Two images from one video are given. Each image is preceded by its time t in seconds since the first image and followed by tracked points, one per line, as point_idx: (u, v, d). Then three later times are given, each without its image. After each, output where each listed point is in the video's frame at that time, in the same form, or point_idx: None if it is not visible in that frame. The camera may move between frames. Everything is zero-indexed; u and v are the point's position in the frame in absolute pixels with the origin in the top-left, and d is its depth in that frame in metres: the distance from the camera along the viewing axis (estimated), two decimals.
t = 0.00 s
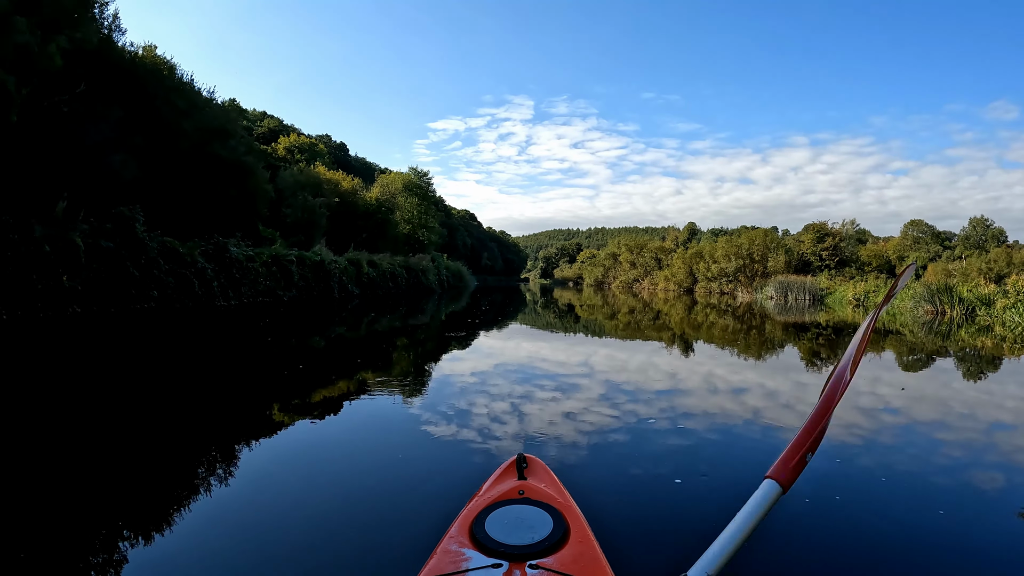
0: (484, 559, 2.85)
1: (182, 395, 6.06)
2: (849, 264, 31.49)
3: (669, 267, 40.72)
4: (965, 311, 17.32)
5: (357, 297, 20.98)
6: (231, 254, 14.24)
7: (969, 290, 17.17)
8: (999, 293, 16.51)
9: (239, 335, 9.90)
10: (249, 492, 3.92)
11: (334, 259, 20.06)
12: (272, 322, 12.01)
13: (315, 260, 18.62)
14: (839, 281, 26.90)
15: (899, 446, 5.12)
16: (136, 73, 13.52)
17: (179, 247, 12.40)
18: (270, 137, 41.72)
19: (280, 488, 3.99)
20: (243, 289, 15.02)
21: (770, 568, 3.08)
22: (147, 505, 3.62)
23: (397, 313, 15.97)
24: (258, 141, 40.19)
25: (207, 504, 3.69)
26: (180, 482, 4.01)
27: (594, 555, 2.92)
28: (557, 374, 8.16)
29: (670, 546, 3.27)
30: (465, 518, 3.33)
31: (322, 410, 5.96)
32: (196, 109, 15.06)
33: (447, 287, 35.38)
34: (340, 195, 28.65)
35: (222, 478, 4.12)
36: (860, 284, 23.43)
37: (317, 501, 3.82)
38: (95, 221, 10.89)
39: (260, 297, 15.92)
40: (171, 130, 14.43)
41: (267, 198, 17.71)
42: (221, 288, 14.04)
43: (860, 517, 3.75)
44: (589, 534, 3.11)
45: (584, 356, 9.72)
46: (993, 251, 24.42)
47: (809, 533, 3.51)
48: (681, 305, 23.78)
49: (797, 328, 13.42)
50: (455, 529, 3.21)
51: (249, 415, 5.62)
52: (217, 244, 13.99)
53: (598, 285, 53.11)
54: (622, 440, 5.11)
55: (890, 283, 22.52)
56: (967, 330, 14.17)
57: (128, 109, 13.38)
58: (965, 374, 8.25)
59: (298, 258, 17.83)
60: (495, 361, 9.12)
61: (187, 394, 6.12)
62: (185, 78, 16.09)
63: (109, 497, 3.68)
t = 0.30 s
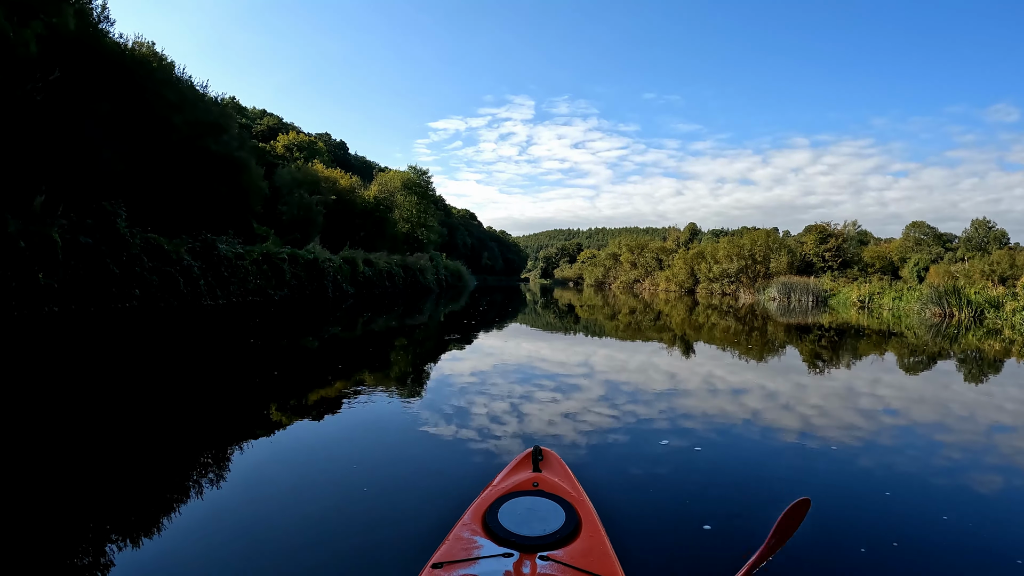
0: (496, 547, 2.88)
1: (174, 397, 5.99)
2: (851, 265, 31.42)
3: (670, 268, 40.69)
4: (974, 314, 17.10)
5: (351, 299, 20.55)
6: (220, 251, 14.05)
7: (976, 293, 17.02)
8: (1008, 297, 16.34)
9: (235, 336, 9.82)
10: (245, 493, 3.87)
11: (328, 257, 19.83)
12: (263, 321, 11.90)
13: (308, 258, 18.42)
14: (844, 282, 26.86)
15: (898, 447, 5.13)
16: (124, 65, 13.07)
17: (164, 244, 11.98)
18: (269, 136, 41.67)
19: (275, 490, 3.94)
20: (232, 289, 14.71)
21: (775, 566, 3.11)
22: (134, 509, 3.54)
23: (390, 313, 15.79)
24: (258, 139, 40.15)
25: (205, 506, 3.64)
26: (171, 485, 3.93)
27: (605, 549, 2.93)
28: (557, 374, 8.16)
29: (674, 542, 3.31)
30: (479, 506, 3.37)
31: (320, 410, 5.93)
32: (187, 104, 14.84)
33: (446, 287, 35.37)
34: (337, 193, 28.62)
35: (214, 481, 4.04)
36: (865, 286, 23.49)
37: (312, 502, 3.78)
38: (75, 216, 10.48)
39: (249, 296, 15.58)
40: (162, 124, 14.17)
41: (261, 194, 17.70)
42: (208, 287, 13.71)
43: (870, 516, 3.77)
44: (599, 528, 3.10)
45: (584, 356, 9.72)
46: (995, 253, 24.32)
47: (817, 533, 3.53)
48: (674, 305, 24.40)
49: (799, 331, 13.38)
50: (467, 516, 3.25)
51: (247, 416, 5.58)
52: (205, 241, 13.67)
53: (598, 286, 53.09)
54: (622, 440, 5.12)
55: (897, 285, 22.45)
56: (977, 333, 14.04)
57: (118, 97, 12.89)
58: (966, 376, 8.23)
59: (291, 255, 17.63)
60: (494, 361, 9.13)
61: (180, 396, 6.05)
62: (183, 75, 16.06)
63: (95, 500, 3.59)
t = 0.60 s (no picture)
0: (506, 556, 2.86)
1: (166, 401, 5.93)
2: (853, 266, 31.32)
3: (670, 269, 40.68)
4: (982, 317, 16.89)
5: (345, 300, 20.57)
6: (209, 250, 13.99)
7: (985, 296, 16.85)
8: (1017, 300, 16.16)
9: (229, 338, 9.76)
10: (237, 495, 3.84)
11: (323, 257, 19.64)
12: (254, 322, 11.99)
13: (302, 257, 18.23)
14: (848, 284, 26.81)
15: (897, 450, 5.11)
16: (117, 61, 12.79)
17: (147, 243, 11.87)
18: (267, 134, 41.67)
19: (268, 491, 3.92)
20: (221, 290, 14.65)
21: (779, 569, 3.10)
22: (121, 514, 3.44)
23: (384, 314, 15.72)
24: (257, 138, 40.16)
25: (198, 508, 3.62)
26: (159, 489, 3.84)
27: (615, 559, 2.90)
28: (557, 374, 8.16)
29: (680, 544, 3.31)
30: (487, 512, 3.37)
31: (318, 411, 5.90)
32: (177, 98, 14.66)
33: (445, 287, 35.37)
34: (335, 191, 28.61)
35: (204, 485, 3.95)
36: (869, 289, 23.47)
37: (307, 503, 3.77)
38: (53, 212, 10.33)
39: (238, 297, 15.45)
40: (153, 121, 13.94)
41: (255, 192, 17.55)
42: (194, 287, 13.60)
43: (875, 519, 3.77)
44: (610, 538, 3.08)
45: (583, 357, 9.71)
46: (997, 255, 24.20)
47: (824, 537, 3.50)
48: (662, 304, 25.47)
49: (801, 333, 13.33)
50: (476, 523, 3.26)
51: (242, 419, 5.54)
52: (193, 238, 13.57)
53: (598, 286, 53.11)
54: (620, 441, 5.11)
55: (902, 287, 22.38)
56: (985, 336, 13.89)
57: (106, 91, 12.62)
58: (967, 379, 8.18)
59: (283, 254, 17.45)
60: (494, 361, 9.13)
61: (172, 401, 5.99)
62: (180, 73, 16.00)
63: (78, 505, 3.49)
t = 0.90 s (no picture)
0: (512, 562, 2.83)
1: (161, 400, 5.86)
2: (855, 267, 31.34)
3: (671, 270, 40.67)
4: (991, 319, 16.83)
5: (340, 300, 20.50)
6: (198, 250, 12.92)
7: (994, 297, 16.74)
8: None
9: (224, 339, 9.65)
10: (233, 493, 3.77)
11: (317, 256, 19.53)
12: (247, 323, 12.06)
13: (296, 257, 18.01)
14: (850, 285, 26.70)
15: (896, 450, 5.11)
16: (96, 51, 12.14)
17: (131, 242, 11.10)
18: (265, 134, 41.62)
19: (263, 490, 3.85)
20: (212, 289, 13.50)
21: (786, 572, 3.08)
22: (108, 520, 3.32)
23: (378, 316, 15.56)
24: (255, 137, 40.08)
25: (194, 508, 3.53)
26: (149, 493, 3.71)
27: (622, 560, 2.90)
28: (555, 375, 8.14)
29: (686, 545, 3.29)
30: (489, 520, 3.32)
31: (316, 412, 5.86)
32: (168, 93, 14.17)
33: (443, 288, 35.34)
34: (333, 190, 28.51)
35: (197, 489, 3.82)
36: (874, 290, 22.94)
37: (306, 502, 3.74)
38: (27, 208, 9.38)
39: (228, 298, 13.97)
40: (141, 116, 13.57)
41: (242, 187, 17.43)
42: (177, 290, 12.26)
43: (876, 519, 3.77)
44: (616, 539, 3.08)
45: (583, 357, 9.69)
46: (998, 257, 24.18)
47: (831, 539, 3.47)
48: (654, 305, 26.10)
49: (802, 334, 13.33)
50: (478, 532, 3.21)
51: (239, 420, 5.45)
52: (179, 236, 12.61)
53: (598, 287, 53.10)
54: (619, 442, 5.09)
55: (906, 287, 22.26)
56: (991, 338, 13.86)
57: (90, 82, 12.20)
58: (968, 380, 8.17)
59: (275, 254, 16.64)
60: (492, 362, 9.10)
61: (165, 399, 5.86)
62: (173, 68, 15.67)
63: (62, 512, 3.34)
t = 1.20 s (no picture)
0: (499, 559, 2.85)
1: (157, 402, 5.85)
2: (859, 267, 31.31)
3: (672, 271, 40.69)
4: (1002, 320, 16.68)
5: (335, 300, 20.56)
6: (183, 250, 13.18)
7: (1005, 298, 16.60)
8: None
9: (219, 341, 9.62)
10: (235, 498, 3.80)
11: (310, 256, 19.50)
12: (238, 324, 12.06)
13: (288, 257, 18.02)
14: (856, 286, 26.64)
15: (895, 450, 5.12)
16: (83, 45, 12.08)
17: (112, 242, 11.01)
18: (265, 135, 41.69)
19: (264, 495, 3.87)
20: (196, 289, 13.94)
21: (777, 568, 3.11)
22: (94, 531, 3.29)
23: (375, 317, 15.52)
24: (254, 136, 40.11)
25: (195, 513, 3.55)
26: (138, 502, 3.68)
27: (609, 553, 2.94)
28: (556, 376, 8.15)
29: (676, 542, 3.33)
30: (473, 518, 3.30)
31: (315, 414, 5.85)
32: (157, 89, 14.14)
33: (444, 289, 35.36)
34: (330, 189, 28.48)
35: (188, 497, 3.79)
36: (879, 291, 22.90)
37: (306, 504, 3.76)
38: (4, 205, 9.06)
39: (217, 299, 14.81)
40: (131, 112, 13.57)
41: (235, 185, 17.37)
42: (165, 289, 12.85)
43: (866, 516, 3.82)
44: (600, 531, 3.13)
45: (583, 358, 9.69)
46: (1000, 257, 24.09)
47: (820, 537, 3.51)
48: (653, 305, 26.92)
49: (806, 335, 13.34)
50: (462, 528, 3.19)
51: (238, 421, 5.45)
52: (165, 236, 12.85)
53: (599, 288, 53.17)
54: (620, 443, 5.10)
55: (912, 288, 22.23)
56: (999, 339, 13.78)
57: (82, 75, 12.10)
58: (971, 381, 8.16)
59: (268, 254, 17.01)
60: (493, 363, 9.10)
61: (158, 402, 5.84)
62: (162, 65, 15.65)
63: None
